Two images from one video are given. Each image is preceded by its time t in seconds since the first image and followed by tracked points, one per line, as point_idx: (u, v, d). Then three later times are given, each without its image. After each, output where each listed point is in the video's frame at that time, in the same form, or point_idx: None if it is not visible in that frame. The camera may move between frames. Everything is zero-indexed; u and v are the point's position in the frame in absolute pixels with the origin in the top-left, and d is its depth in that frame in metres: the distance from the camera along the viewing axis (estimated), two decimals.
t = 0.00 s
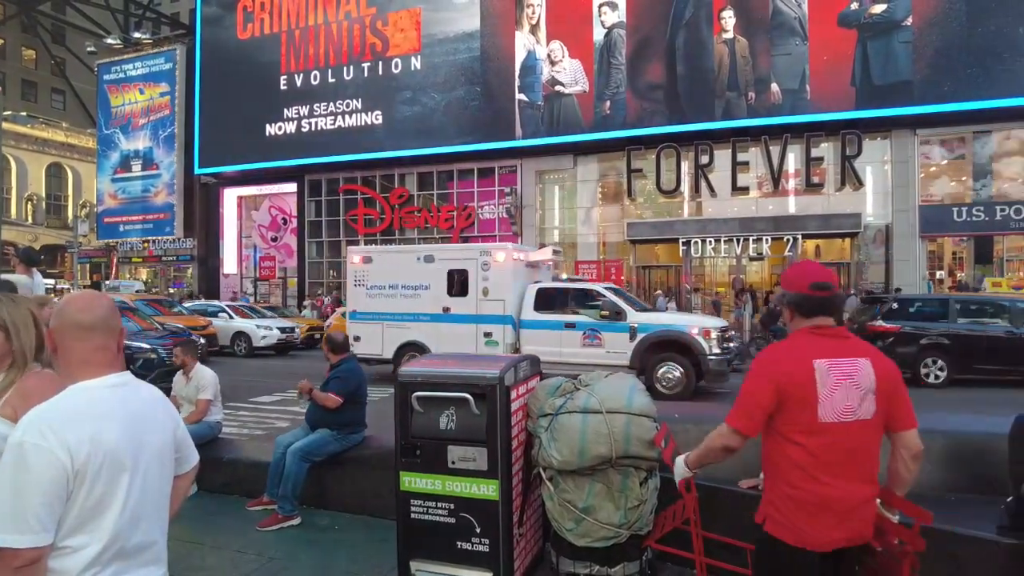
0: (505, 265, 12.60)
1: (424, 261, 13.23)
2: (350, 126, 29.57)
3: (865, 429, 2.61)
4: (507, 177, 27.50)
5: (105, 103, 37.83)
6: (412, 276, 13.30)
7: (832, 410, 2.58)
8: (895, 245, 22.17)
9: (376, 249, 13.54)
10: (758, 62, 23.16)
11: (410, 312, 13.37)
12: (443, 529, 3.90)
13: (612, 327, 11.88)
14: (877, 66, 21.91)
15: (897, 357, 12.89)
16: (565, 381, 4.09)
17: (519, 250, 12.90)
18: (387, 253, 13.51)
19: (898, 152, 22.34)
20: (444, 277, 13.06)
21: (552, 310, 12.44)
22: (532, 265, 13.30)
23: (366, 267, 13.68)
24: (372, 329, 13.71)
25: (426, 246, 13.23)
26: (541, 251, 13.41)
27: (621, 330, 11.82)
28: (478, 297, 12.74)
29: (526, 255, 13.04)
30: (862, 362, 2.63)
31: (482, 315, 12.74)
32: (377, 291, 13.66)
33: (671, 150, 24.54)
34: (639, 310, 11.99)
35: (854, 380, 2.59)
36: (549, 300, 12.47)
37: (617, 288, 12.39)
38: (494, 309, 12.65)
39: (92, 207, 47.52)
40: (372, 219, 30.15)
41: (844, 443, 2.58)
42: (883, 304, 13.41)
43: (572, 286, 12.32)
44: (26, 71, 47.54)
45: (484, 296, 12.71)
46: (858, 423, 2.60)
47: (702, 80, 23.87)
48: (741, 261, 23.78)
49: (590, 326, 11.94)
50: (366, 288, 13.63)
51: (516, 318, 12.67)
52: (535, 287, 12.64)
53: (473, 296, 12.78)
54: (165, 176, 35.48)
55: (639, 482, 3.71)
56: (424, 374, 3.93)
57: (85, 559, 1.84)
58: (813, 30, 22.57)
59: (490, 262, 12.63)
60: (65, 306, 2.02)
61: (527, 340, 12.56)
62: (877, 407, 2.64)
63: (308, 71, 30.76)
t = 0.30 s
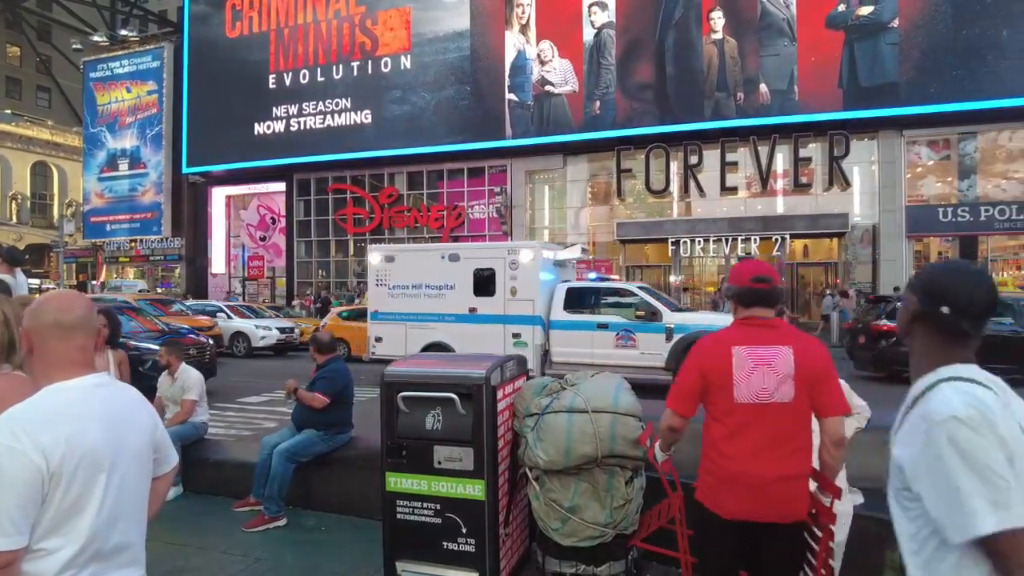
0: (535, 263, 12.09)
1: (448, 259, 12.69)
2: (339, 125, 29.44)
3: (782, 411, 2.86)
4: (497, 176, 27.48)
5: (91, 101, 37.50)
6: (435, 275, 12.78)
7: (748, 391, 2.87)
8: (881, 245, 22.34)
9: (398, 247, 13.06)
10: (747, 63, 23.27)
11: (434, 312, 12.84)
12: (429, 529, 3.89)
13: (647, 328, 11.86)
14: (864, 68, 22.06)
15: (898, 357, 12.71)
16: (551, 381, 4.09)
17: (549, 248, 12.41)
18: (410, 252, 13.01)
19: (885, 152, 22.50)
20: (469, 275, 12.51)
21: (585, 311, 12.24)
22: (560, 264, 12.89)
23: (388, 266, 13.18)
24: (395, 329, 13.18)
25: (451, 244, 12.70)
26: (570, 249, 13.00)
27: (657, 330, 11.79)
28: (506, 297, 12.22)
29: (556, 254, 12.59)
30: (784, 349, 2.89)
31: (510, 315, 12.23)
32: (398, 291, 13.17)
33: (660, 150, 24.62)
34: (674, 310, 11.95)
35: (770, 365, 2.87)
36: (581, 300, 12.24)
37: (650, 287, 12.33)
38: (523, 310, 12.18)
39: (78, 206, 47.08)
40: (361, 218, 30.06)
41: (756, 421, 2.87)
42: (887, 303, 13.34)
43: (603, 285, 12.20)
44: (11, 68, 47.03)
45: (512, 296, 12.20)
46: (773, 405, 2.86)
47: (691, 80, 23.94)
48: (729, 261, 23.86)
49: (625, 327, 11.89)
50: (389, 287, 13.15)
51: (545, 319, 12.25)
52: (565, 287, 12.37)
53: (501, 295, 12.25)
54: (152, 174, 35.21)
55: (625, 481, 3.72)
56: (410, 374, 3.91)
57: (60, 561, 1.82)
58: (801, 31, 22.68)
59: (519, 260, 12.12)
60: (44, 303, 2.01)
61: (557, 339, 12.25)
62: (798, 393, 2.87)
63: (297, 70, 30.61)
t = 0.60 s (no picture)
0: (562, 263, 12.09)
1: (473, 258, 12.63)
2: (322, 124, 29.26)
3: (688, 400, 3.02)
4: (482, 176, 27.46)
5: (69, 98, 36.93)
6: (459, 274, 12.71)
7: (654, 382, 3.11)
8: (861, 245, 22.60)
9: (421, 246, 12.90)
10: (729, 65, 23.44)
11: (458, 312, 12.74)
12: (407, 530, 3.88)
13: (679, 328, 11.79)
14: (845, 70, 22.29)
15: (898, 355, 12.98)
16: (531, 380, 4.10)
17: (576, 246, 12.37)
18: (432, 250, 12.88)
19: (865, 154, 22.75)
20: (494, 275, 12.47)
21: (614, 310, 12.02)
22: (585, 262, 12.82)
23: (410, 265, 13.02)
24: (416, 329, 13.00)
25: (475, 243, 12.64)
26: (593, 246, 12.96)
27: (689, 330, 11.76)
28: (533, 296, 12.22)
29: (581, 252, 12.54)
30: (686, 340, 3.09)
31: (536, 315, 12.22)
32: (420, 291, 13.01)
33: (644, 151, 24.76)
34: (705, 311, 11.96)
35: (671, 357, 3.08)
36: (608, 299, 12.08)
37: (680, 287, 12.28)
38: (551, 309, 12.15)
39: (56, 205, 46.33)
40: (345, 218, 29.93)
41: (663, 410, 3.09)
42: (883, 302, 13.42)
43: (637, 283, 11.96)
44: None
45: (539, 296, 12.20)
46: (677, 394, 3.05)
47: (674, 81, 24.07)
48: (712, 261, 23.99)
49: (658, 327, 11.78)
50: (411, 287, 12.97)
51: (573, 319, 12.20)
52: (593, 286, 12.26)
53: (527, 295, 12.24)
54: (132, 173, 34.75)
55: (603, 480, 3.73)
56: (389, 374, 3.90)
57: (25, 565, 1.81)
58: (783, 33, 22.89)
59: (547, 259, 12.11)
60: (11, 304, 1.98)
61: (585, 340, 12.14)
62: (699, 380, 3.02)
63: (280, 68, 30.38)
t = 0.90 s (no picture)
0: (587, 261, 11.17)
1: (491, 257, 11.71)
2: (297, 122, 28.96)
3: (617, 391, 2.99)
4: (459, 176, 27.40)
5: (36, 94, 36.10)
6: (476, 273, 11.74)
7: (589, 374, 3.12)
8: (833, 246, 22.97)
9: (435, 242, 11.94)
10: (704, 67, 23.66)
11: (475, 312, 11.77)
12: (377, 531, 3.86)
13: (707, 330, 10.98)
14: (816, 74, 22.63)
15: (882, 354, 13.25)
16: (501, 380, 4.11)
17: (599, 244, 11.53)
18: (448, 247, 11.88)
19: (836, 156, 23.14)
20: (513, 274, 11.54)
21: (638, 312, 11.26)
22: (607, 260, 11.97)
23: (423, 263, 12.01)
24: (431, 332, 12.01)
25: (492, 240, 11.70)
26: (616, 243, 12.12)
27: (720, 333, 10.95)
28: (555, 296, 11.27)
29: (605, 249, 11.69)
30: (621, 333, 3.11)
31: (559, 316, 11.32)
32: (433, 290, 12.01)
33: (620, 152, 24.96)
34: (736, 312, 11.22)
35: (605, 349, 3.09)
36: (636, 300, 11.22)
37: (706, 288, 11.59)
38: (573, 311, 11.26)
39: (22, 204, 45.24)
40: (320, 217, 29.70)
41: (600, 400, 3.05)
42: (868, 302, 13.67)
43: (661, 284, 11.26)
44: None
45: (562, 295, 11.25)
46: (610, 384, 3.02)
47: (650, 83, 24.24)
48: (687, 261, 24.21)
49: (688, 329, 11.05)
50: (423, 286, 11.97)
51: (596, 320, 11.30)
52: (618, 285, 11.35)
53: (549, 295, 11.31)
54: (102, 171, 34.10)
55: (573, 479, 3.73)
56: (359, 375, 3.88)
57: None
58: (756, 37, 23.18)
59: (570, 257, 11.20)
60: None
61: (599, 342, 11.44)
62: (629, 368, 2.98)
63: (254, 66, 30.04)
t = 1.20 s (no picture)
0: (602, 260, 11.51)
1: (503, 256, 11.96)
2: (262, 120, 28.51)
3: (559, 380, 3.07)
4: (427, 175, 27.26)
5: None
6: (489, 272, 12.02)
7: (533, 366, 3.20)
8: (795, 246, 23.44)
9: (447, 242, 12.22)
10: (670, 70, 23.93)
11: (488, 312, 12.08)
12: (338, 533, 3.83)
13: (725, 330, 11.39)
14: (779, 77, 23.04)
15: (858, 353, 13.60)
16: (464, 380, 4.10)
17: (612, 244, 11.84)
18: (459, 247, 12.18)
19: (798, 158, 23.64)
20: (526, 273, 11.83)
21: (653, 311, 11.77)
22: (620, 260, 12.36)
23: (434, 262, 12.33)
24: (439, 331, 12.36)
25: (505, 240, 11.95)
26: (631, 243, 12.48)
27: (737, 332, 11.36)
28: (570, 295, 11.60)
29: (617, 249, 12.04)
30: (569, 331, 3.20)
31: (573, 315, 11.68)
32: (445, 290, 12.34)
33: (588, 153, 25.16)
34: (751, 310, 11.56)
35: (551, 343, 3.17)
36: (650, 299, 11.82)
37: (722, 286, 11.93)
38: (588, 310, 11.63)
39: None
40: (285, 216, 29.31)
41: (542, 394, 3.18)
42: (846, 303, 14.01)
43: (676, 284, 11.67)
44: None
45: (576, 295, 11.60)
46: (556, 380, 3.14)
47: (617, 85, 24.45)
48: (654, 262, 24.49)
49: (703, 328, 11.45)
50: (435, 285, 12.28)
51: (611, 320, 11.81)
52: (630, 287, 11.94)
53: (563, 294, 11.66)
54: (58, 167, 33.18)
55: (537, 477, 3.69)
56: (319, 375, 3.84)
57: None
58: (722, 41, 23.52)
59: (584, 257, 11.54)
60: None
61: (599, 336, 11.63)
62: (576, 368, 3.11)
63: (218, 62, 29.49)
